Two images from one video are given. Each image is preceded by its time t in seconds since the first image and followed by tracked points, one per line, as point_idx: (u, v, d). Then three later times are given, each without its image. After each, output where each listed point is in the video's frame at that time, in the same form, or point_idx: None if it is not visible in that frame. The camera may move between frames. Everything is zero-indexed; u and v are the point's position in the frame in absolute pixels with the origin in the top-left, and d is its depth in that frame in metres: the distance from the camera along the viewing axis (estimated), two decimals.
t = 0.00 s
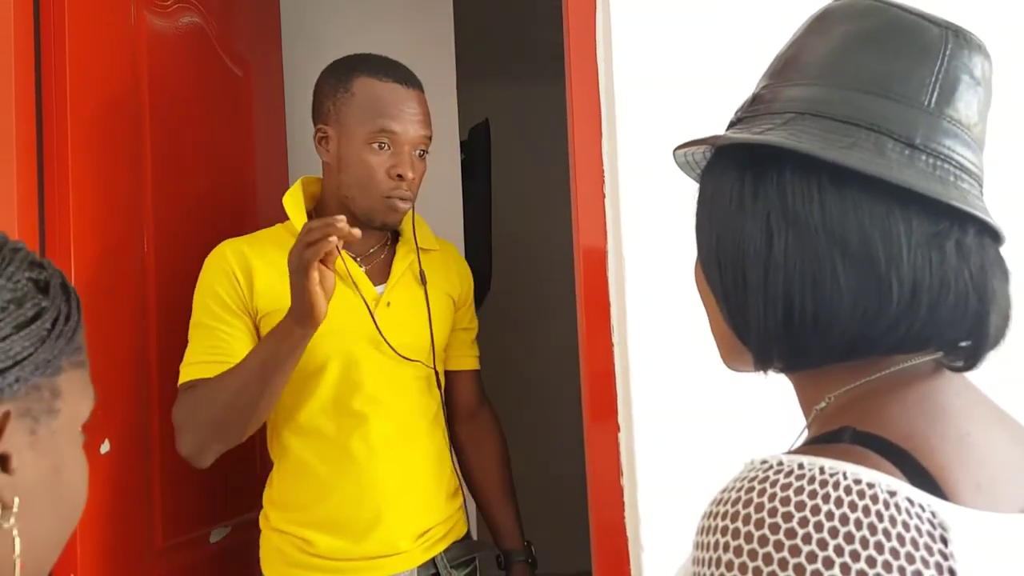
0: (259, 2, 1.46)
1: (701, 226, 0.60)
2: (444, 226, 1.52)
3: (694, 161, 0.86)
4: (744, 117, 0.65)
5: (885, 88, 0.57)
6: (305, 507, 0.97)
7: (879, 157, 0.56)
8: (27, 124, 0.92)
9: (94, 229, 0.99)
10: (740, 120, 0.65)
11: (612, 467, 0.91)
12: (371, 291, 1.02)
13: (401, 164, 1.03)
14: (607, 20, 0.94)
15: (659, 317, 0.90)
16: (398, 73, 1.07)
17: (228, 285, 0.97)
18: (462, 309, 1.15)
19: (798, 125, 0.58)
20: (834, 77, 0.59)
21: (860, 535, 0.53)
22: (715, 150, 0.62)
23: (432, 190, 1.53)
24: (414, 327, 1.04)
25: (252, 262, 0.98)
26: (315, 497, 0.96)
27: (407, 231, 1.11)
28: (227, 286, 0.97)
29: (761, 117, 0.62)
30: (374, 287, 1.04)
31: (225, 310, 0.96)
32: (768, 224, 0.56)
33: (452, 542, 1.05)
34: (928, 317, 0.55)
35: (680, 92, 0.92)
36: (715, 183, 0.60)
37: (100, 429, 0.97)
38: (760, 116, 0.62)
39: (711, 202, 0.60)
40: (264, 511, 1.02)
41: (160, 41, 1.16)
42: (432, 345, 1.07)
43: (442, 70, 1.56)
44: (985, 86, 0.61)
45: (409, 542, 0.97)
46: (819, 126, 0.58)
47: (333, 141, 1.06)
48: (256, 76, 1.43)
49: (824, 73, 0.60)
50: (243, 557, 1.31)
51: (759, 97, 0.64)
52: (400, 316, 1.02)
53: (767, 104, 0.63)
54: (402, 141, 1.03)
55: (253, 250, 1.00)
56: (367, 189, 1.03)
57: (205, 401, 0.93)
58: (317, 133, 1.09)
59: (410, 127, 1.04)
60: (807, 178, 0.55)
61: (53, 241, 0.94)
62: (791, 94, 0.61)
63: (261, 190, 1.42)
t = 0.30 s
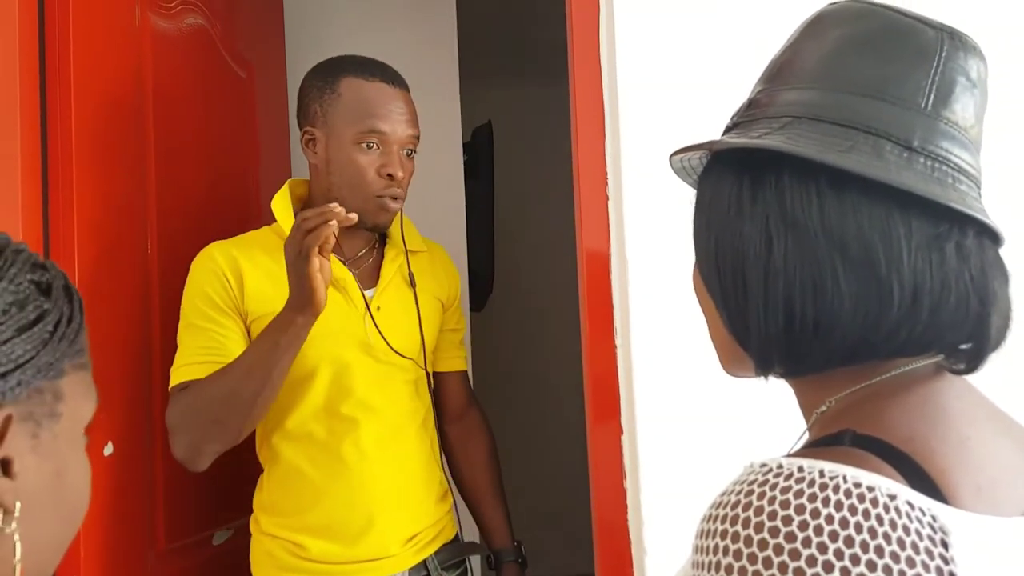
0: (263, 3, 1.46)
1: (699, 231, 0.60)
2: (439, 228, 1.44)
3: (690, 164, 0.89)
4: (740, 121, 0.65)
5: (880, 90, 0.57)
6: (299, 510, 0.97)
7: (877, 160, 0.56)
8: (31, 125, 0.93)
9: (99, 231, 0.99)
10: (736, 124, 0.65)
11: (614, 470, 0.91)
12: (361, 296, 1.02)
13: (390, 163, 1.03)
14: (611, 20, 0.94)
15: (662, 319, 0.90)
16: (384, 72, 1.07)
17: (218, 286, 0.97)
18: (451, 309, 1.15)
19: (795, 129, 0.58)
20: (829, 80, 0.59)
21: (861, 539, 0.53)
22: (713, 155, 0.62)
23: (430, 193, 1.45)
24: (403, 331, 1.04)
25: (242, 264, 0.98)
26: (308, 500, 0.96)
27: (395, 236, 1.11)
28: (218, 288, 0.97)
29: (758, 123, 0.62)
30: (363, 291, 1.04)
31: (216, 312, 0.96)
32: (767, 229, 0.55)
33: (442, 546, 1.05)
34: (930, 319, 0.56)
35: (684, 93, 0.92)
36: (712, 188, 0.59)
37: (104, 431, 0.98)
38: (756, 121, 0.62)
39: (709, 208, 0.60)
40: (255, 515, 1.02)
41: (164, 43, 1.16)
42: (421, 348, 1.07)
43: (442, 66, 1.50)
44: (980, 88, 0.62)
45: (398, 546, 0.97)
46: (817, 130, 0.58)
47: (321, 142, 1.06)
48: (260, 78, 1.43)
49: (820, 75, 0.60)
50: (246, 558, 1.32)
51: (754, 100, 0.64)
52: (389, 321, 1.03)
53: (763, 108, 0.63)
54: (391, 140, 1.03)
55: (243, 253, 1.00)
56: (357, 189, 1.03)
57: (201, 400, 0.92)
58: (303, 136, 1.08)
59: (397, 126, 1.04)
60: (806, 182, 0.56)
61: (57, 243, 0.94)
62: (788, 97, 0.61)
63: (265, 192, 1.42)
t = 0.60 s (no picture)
0: (264, 5, 1.46)
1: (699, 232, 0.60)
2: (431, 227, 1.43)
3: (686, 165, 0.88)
4: (740, 122, 0.64)
5: (883, 91, 0.57)
6: (297, 513, 0.96)
7: (882, 161, 0.56)
8: (31, 125, 0.93)
9: (99, 233, 0.99)
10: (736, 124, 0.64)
11: (615, 472, 0.91)
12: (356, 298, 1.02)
13: (378, 165, 1.02)
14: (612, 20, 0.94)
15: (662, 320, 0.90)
16: (374, 74, 1.07)
17: (216, 287, 0.97)
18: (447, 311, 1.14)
19: (798, 130, 0.58)
20: (830, 81, 0.59)
21: (865, 544, 0.54)
22: (714, 156, 0.62)
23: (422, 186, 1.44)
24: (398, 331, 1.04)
25: (241, 265, 0.98)
26: (306, 502, 0.96)
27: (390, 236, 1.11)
28: (216, 290, 0.96)
29: (759, 124, 0.61)
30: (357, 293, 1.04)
31: (214, 313, 0.96)
32: (771, 231, 0.56)
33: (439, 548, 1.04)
34: (936, 321, 0.57)
35: (684, 93, 0.91)
36: (714, 189, 0.59)
37: (104, 433, 0.98)
38: (758, 122, 0.62)
39: (710, 209, 0.59)
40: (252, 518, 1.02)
41: (165, 46, 1.16)
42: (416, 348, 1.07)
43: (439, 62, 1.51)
44: (982, 89, 0.63)
45: (394, 548, 0.97)
46: (820, 131, 0.58)
47: (310, 144, 1.06)
48: (260, 80, 1.43)
49: (821, 76, 0.60)
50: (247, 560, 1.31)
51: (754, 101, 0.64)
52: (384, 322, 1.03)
53: (764, 108, 0.62)
54: (379, 142, 1.03)
55: (240, 253, 0.99)
56: (344, 190, 1.03)
57: (226, 401, 0.90)
58: (295, 138, 1.09)
59: (386, 127, 1.03)
60: (810, 183, 0.56)
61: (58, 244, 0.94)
62: (789, 98, 0.60)
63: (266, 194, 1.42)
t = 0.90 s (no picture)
0: (260, 7, 1.46)
1: (704, 230, 0.60)
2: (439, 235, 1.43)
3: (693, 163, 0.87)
4: (746, 119, 0.64)
5: (893, 89, 0.57)
6: (297, 516, 0.96)
7: (891, 159, 0.56)
8: (26, 127, 0.92)
9: (95, 235, 0.99)
10: (742, 121, 0.64)
11: (612, 475, 0.90)
12: (359, 299, 1.01)
13: (385, 160, 1.02)
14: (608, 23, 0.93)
15: (661, 322, 0.89)
16: (374, 70, 1.07)
17: (217, 289, 0.96)
18: (445, 314, 1.14)
19: (806, 128, 0.57)
20: (838, 77, 0.58)
21: (872, 549, 0.53)
22: (720, 153, 0.62)
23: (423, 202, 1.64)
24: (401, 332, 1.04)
25: (245, 269, 0.97)
26: (304, 505, 0.95)
27: (393, 236, 1.11)
28: (216, 293, 0.95)
29: (766, 121, 0.61)
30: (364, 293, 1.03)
31: (214, 318, 0.95)
32: (778, 229, 0.55)
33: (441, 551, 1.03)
34: (944, 322, 0.56)
35: (682, 97, 0.92)
36: (721, 188, 0.59)
37: (98, 436, 0.97)
38: (765, 120, 0.61)
39: (716, 208, 0.59)
40: (250, 519, 1.01)
41: (161, 47, 1.16)
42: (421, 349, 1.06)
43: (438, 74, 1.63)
44: (992, 88, 0.62)
45: (394, 551, 0.96)
46: (828, 129, 0.57)
47: (316, 142, 1.05)
48: (257, 82, 1.42)
49: (827, 72, 0.60)
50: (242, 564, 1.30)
51: (760, 99, 0.64)
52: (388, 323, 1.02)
53: (770, 105, 0.62)
54: (385, 137, 1.03)
55: (244, 255, 0.99)
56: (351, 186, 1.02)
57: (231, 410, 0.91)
58: (300, 136, 1.08)
59: (393, 122, 1.03)
60: (817, 181, 0.55)
61: (52, 247, 0.94)
62: (795, 95, 0.60)
63: (263, 195, 1.41)
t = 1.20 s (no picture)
0: (254, 8, 1.45)
1: (712, 231, 0.59)
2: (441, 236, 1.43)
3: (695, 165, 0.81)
4: (752, 119, 0.63)
5: (901, 87, 0.55)
6: (297, 518, 0.95)
7: (901, 159, 0.53)
8: (21, 128, 0.91)
9: (90, 236, 0.98)
10: (749, 121, 0.63)
11: (611, 477, 0.89)
12: (359, 299, 1.01)
13: (385, 162, 1.01)
14: (604, 23, 0.93)
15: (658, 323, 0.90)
16: (380, 71, 1.06)
17: (216, 278, 0.96)
18: (451, 317, 1.14)
19: (815, 126, 0.56)
20: (848, 75, 0.57)
21: (885, 551, 0.50)
22: (728, 152, 0.60)
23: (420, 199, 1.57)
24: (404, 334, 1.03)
25: (245, 260, 0.98)
26: (305, 508, 0.95)
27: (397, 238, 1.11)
28: (215, 279, 0.96)
29: (773, 121, 0.59)
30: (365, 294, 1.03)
31: (212, 300, 0.95)
32: (786, 228, 0.54)
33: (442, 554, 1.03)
34: (953, 322, 0.53)
35: (677, 100, 0.93)
36: (728, 189, 0.58)
37: (94, 437, 0.96)
38: (772, 119, 0.60)
39: (723, 209, 0.58)
40: (251, 522, 1.01)
41: (155, 48, 1.15)
42: (423, 350, 1.06)
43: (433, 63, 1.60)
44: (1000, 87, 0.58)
45: (395, 554, 0.96)
46: (836, 126, 0.55)
47: (318, 142, 1.05)
48: (251, 83, 1.42)
49: (833, 71, 0.58)
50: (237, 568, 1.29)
51: (768, 99, 0.63)
52: (389, 325, 1.02)
53: (778, 104, 0.61)
54: (386, 139, 1.02)
55: (246, 250, 0.99)
56: (351, 188, 1.02)
57: (178, 377, 0.91)
58: (302, 136, 1.07)
59: (393, 125, 1.03)
60: (827, 180, 0.53)
61: (47, 248, 0.93)
62: (804, 94, 0.59)
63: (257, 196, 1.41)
